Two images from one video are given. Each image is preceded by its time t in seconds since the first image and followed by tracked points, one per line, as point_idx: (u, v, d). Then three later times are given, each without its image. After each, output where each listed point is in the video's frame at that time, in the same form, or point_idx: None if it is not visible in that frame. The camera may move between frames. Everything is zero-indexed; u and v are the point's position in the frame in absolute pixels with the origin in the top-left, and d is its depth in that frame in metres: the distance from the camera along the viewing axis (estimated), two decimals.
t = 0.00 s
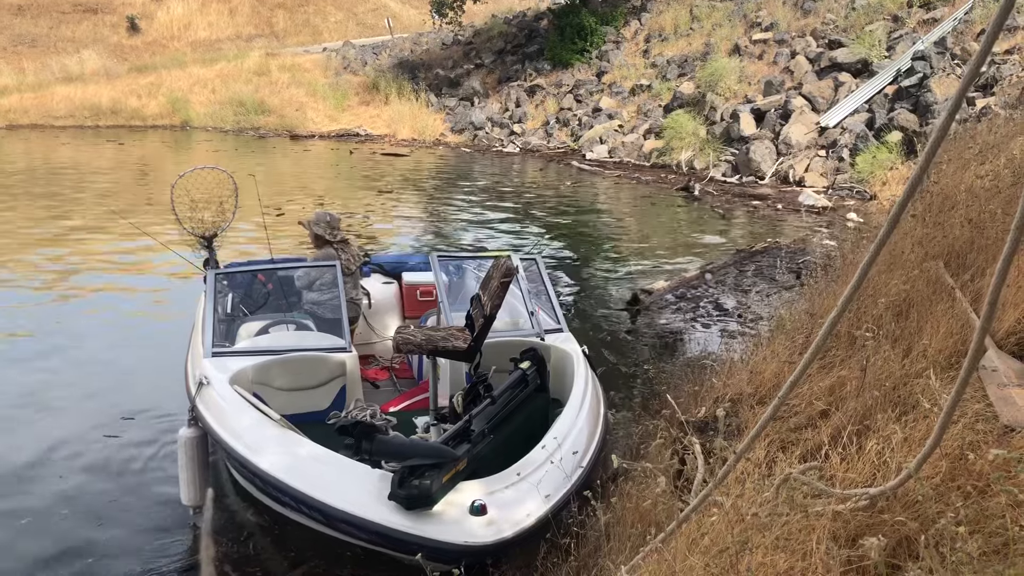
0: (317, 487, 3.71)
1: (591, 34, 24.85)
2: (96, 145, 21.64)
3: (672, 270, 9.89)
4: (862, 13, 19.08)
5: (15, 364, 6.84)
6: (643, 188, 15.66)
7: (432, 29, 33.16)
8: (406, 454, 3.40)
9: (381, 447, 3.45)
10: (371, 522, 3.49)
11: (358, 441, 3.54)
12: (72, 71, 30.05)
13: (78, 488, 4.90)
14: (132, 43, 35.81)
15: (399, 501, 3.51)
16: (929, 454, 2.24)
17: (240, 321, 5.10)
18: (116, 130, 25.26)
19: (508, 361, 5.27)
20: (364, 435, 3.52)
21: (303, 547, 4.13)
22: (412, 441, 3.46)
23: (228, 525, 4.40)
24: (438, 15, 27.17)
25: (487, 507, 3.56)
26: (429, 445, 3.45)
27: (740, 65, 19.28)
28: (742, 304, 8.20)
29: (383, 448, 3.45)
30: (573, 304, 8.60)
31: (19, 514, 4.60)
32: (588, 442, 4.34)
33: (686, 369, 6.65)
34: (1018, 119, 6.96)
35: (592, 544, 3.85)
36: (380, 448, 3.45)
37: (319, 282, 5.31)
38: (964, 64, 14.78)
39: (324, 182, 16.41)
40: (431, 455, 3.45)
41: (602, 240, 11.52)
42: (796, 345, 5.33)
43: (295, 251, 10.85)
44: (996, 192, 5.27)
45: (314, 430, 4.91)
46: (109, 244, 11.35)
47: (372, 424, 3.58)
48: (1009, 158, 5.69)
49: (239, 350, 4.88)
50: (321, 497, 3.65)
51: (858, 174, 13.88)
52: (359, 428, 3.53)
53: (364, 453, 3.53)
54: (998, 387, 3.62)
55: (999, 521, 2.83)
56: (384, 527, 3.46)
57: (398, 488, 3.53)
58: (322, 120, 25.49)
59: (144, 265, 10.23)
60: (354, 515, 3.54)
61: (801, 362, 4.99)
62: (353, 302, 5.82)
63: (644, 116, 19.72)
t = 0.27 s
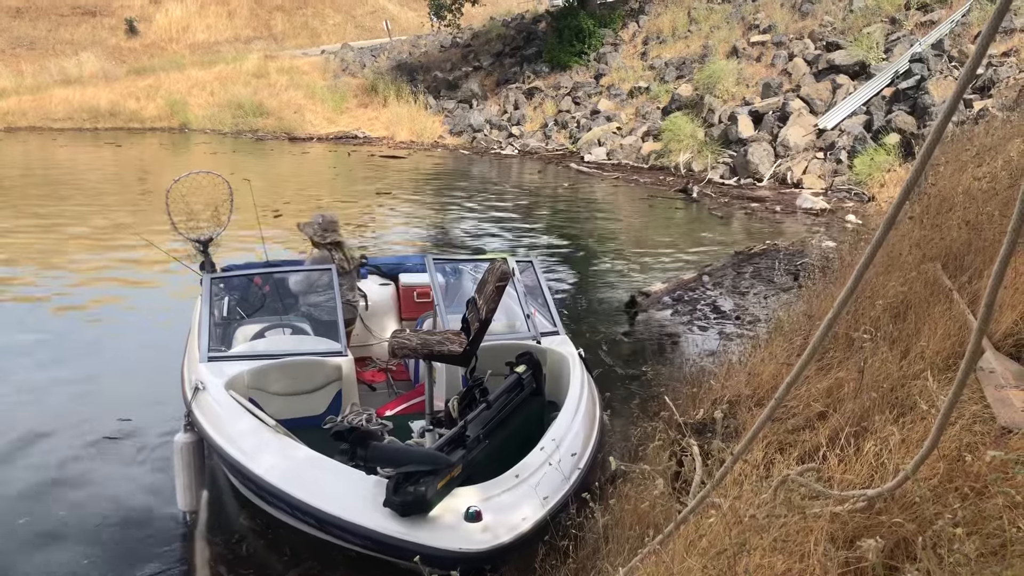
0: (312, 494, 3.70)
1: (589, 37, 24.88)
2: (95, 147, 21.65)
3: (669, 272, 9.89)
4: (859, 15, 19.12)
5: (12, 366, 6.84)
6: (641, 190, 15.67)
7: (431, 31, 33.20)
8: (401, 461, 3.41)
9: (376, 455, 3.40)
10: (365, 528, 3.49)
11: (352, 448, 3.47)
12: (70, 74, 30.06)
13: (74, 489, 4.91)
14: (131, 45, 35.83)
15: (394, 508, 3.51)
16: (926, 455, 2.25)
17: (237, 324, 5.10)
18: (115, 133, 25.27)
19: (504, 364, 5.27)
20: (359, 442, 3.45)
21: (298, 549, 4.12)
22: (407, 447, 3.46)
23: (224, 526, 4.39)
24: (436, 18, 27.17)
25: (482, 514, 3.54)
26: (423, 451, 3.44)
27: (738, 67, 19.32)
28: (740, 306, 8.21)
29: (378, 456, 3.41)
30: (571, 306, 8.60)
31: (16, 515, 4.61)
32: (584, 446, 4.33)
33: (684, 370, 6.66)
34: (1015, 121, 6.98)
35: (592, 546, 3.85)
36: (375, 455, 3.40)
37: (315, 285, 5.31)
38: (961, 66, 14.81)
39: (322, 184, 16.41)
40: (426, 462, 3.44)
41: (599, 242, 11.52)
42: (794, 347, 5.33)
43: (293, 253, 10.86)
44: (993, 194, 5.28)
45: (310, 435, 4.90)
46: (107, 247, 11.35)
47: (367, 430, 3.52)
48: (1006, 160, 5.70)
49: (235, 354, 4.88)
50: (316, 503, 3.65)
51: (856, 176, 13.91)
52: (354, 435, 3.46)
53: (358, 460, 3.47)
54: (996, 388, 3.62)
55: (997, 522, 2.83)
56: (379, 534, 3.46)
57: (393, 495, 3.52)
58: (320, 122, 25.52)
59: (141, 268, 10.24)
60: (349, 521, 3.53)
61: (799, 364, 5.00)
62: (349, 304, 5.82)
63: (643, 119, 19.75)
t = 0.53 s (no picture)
0: (307, 499, 3.69)
1: (588, 42, 24.91)
2: (93, 152, 21.66)
3: (667, 277, 9.88)
4: (858, 21, 19.17)
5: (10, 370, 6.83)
6: (639, 195, 15.67)
7: (429, 36, 33.25)
8: (397, 467, 3.40)
9: (372, 460, 3.43)
10: (362, 534, 3.47)
11: (349, 453, 3.50)
12: (69, 79, 30.10)
13: (72, 493, 4.88)
14: (129, 50, 35.88)
15: (391, 514, 3.48)
16: (926, 460, 2.23)
17: (234, 330, 5.09)
18: (113, 137, 25.28)
19: (502, 370, 5.25)
20: (357, 447, 3.49)
21: (296, 553, 4.09)
22: (403, 453, 3.44)
23: (221, 531, 4.36)
24: (435, 23, 27.19)
25: (479, 520, 3.52)
26: (420, 457, 3.41)
27: (737, 73, 19.36)
28: (738, 311, 8.20)
29: (374, 460, 3.44)
30: (569, 312, 8.58)
31: (15, 520, 4.58)
32: (582, 451, 4.30)
33: (682, 376, 6.64)
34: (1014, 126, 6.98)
35: (591, 551, 3.82)
36: (372, 460, 3.43)
37: (312, 290, 5.27)
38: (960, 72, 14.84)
39: (320, 189, 16.41)
40: (423, 468, 3.40)
41: (598, 247, 11.50)
42: (793, 352, 5.32)
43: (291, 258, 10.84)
44: (992, 199, 5.28)
45: (307, 440, 4.87)
46: (105, 251, 11.33)
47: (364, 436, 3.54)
48: (1004, 165, 5.70)
49: (232, 359, 4.86)
50: (313, 509, 3.63)
51: (854, 182, 13.92)
52: (350, 440, 3.50)
53: (354, 465, 3.50)
54: (995, 393, 3.60)
55: (996, 526, 2.81)
56: (376, 540, 3.44)
57: (389, 501, 3.49)
58: (319, 127, 25.54)
59: (139, 272, 10.22)
60: (345, 527, 3.52)
61: (799, 368, 4.98)
62: (346, 308, 5.80)
63: (641, 124, 19.78)
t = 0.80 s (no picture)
0: (307, 504, 3.66)
1: (588, 49, 24.97)
2: (94, 159, 21.69)
3: (667, 283, 9.87)
4: (857, 28, 19.23)
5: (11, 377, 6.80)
6: (639, 202, 15.68)
7: (430, 44, 33.35)
8: (397, 470, 3.36)
9: (373, 464, 3.35)
10: (361, 539, 3.45)
11: (348, 457, 3.40)
12: (70, 85, 30.18)
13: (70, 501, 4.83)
14: (130, 57, 35.98)
15: (391, 518, 3.46)
16: (926, 466, 2.22)
17: (234, 334, 5.06)
18: (113, 144, 25.32)
19: (502, 376, 5.23)
20: (356, 451, 3.38)
21: (295, 560, 4.06)
22: (403, 458, 3.42)
23: (220, 536, 4.33)
24: (435, 30, 27.26)
25: (479, 525, 3.50)
26: (421, 461, 3.41)
27: (736, 80, 19.41)
28: (737, 318, 8.18)
29: (375, 465, 3.36)
30: (568, 318, 8.56)
31: (13, 528, 4.54)
32: (582, 457, 4.29)
33: (681, 382, 6.61)
34: (1013, 133, 6.99)
35: (590, 557, 3.79)
36: (372, 465, 3.35)
37: (313, 295, 5.27)
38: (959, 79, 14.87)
39: (320, 195, 16.42)
40: (422, 472, 3.39)
41: (597, 254, 11.50)
42: (793, 358, 5.30)
43: (290, 264, 10.83)
44: (992, 206, 5.27)
45: (306, 446, 4.85)
46: (104, 257, 11.33)
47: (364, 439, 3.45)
48: (1004, 173, 5.70)
49: (232, 364, 4.84)
50: (313, 513, 3.61)
51: (854, 189, 13.92)
52: (350, 444, 3.39)
53: (354, 469, 3.41)
54: (995, 399, 3.58)
55: (998, 533, 2.79)
56: (375, 544, 3.42)
57: (389, 505, 3.48)
58: (319, 134, 25.59)
59: (137, 279, 10.21)
60: (345, 531, 3.49)
61: (799, 375, 4.96)
62: (346, 314, 5.78)
63: (641, 131, 19.80)
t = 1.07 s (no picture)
0: (308, 510, 3.64)
1: (588, 59, 25.05)
2: (95, 168, 21.74)
3: (667, 292, 9.86)
4: (856, 38, 19.31)
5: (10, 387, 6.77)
6: (639, 210, 15.69)
7: (430, 53, 33.49)
8: (398, 475, 3.35)
9: (374, 469, 3.39)
10: (362, 544, 3.43)
11: (350, 463, 3.45)
12: (72, 95, 30.33)
13: (70, 513, 4.79)
14: (132, 67, 36.12)
15: (392, 523, 3.44)
16: (926, 475, 2.20)
17: (235, 342, 5.04)
18: (114, 154, 25.38)
19: (503, 383, 5.22)
20: (358, 457, 3.43)
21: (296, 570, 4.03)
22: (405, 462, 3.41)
23: (220, 547, 4.30)
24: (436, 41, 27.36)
25: (480, 530, 3.48)
26: (422, 467, 3.38)
27: (736, 90, 19.47)
28: (736, 326, 8.16)
29: (376, 471, 3.39)
30: (567, 326, 8.56)
31: (12, 541, 4.49)
32: (583, 465, 4.27)
33: (681, 391, 6.59)
34: (1012, 142, 6.99)
35: (591, 566, 3.76)
36: (373, 470, 3.39)
37: (313, 303, 5.27)
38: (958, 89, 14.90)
39: (321, 204, 16.44)
40: (423, 477, 3.36)
41: (598, 263, 11.49)
42: (793, 367, 5.28)
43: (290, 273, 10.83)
44: (991, 214, 5.27)
45: (306, 453, 4.83)
46: (104, 266, 11.33)
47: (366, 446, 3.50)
48: (1004, 182, 5.69)
49: (232, 371, 4.83)
50: (315, 519, 3.59)
51: (854, 198, 13.91)
52: (351, 450, 3.45)
53: (355, 475, 3.45)
54: (995, 407, 3.57)
55: (999, 541, 2.78)
56: (377, 550, 3.39)
57: (391, 510, 3.46)
58: (320, 144, 25.65)
59: (136, 288, 10.19)
60: (346, 537, 3.47)
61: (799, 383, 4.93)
62: (346, 322, 5.77)
63: (641, 140, 19.84)
